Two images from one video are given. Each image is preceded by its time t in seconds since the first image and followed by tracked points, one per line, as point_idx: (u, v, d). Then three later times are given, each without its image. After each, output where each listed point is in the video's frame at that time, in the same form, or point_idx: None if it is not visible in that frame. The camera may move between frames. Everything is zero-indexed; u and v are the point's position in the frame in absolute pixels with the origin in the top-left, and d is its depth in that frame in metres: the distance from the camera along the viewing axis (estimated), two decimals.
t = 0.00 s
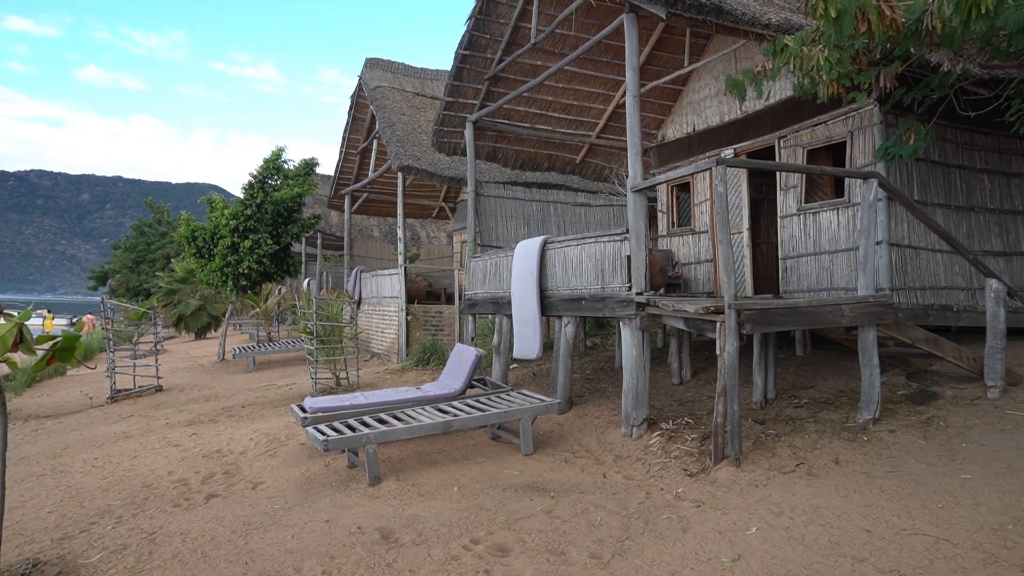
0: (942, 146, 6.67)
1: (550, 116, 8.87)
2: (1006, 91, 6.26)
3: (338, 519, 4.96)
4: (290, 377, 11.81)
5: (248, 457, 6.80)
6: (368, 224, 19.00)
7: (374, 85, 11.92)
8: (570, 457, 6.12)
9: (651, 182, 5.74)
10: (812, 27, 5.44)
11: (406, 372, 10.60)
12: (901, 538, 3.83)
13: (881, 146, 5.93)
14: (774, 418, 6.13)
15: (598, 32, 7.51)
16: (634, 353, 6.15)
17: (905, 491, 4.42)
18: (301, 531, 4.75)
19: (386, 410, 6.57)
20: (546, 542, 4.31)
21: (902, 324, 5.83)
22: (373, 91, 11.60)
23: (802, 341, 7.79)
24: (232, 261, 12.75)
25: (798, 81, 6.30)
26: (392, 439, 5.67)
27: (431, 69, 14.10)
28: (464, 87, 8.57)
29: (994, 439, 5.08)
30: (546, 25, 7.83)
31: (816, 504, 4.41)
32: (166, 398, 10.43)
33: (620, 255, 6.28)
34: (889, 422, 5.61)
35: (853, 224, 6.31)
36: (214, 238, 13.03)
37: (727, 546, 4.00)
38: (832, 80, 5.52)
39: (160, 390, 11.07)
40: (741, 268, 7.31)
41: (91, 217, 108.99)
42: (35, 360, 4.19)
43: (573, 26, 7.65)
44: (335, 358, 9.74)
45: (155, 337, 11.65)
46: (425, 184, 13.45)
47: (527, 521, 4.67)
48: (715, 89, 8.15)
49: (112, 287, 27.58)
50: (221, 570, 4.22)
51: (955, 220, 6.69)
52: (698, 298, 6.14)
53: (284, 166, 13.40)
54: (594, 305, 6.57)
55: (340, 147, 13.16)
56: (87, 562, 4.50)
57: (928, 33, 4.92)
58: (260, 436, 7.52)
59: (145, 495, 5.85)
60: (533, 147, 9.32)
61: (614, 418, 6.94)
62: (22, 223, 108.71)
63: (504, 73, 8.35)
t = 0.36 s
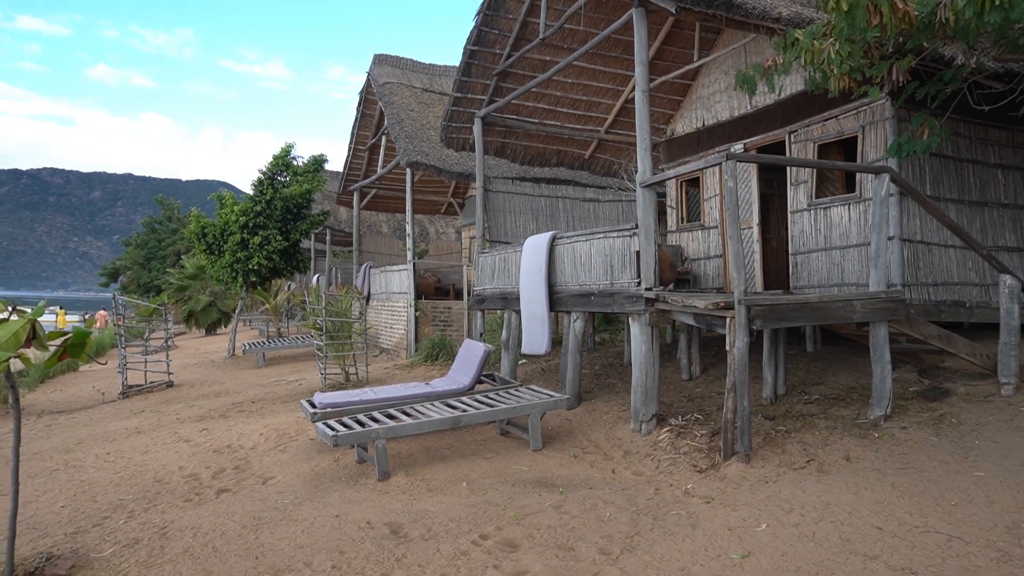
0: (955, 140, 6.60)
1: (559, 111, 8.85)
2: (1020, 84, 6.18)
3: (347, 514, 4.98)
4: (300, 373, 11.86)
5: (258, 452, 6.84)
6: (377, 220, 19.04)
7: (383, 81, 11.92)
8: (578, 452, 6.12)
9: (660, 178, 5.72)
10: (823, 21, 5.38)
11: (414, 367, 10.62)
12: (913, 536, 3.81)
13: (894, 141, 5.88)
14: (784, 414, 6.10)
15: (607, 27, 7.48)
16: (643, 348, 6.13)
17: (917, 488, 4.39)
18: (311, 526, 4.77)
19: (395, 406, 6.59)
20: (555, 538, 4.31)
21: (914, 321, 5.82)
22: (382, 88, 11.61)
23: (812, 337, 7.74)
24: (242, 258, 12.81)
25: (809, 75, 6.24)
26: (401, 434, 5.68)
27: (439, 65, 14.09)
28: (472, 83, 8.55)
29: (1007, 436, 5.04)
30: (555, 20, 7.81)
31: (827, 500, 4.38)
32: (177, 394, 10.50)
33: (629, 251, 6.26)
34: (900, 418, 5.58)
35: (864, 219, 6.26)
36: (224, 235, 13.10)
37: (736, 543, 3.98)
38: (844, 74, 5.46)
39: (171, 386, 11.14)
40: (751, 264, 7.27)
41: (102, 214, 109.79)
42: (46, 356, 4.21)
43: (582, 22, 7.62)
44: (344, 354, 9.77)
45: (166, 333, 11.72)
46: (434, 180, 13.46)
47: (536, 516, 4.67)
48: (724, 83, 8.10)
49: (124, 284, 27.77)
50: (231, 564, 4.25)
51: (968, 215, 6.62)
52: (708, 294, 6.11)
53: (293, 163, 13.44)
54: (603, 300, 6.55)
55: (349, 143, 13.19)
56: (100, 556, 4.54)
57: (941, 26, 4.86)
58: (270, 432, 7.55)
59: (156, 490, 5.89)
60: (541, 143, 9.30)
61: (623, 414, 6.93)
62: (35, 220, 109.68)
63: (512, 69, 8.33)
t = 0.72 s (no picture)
0: (957, 140, 6.59)
1: (561, 112, 8.85)
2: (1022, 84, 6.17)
3: (350, 515, 4.99)
4: (302, 374, 11.88)
5: (261, 453, 6.85)
6: (379, 221, 19.07)
7: (384, 82, 11.94)
8: (581, 453, 6.12)
9: (662, 178, 5.71)
10: (824, 21, 5.37)
11: (417, 368, 10.63)
12: (917, 536, 3.81)
13: (896, 140, 5.87)
14: (787, 414, 6.10)
15: (608, 28, 7.49)
16: (646, 349, 6.14)
17: (921, 488, 4.39)
18: (314, 527, 4.78)
19: (397, 407, 6.59)
20: (558, 539, 4.31)
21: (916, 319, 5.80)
22: (383, 89, 11.61)
23: (814, 337, 7.74)
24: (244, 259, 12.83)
25: (811, 74, 6.23)
26: (403, 435, 5.68)
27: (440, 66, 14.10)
28: (474, 84, 8.56)
29: (1011, 435, 5.03)
30: (556, 21, 7.82)
31: (830, 500, 4.39)
32: (180, 395, 10.52)
33: (630, 251, 6.26)
34: (904, 418, 5.57)
35: (867, 219, 6.26)
36: (226, 236, 13.12)
37: (739, 543, 3.98)
38: (845, 74, 5.46)
39: (173, 387, 11.16)
40: (753, 263, 7.27)
41: (104, 216, 109.91)
42: (50, 357, 4.23)
43: (583, 22, 7.64)
44: (346, 355, 9.79)
45: (169, 335, 11.74)
46: (436, 181, 13.47)
47: (539, 517, 4.67)
48: (725, 84, 8.10)
49: (126, 286, 27.80)
50: (235, 566, 4.26)
51: (970, 214, 6.62)
52: (710, 294, 6.11)
53: (295, 164, 13.46)
54: (605, 301, 6.55)
55: (351, 145, 13.20)
56: (103, 558, 4.55)
57: (943, 26, 4.85)
58: (272, 433, 7.57)
59: (159, 492, 5.90)
60: (543, 144, 9.31)
61: (625, 414, 6.93)
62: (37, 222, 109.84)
63: (514, 70, 8.33)
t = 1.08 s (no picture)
0: (982, 125, 6.48)
1: (577, 100, 8.80)
2: None
3: (368, 502, 5.04)
4: (320, 362, 11.99)
5: (281, 440, 6.94)
6: (395, 211, 19.13)
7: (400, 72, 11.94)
8: (598, 441, 6.14)
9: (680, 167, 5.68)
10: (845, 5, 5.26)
11: (434, 357, 10.69)
12: (937, 527, 3.79)
13: (918, 127, 5.77)
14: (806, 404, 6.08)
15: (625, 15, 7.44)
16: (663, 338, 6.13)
17: (942, 479, 4.36)
18: (333, 514, 4.84)
19: (414, 395, 6.64)
20: (575, 526, 4.33)
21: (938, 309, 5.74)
22: (400, 78, 11.61)
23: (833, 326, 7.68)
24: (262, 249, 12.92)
25: (831, 60, 6.14)
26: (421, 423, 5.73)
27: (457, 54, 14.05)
28: (490, 73, 8.53)
29: None
30: (572, 8, 7.76)
31: (849, 491, 4.37)
32: (200, 383, 10.66)
33: (648, 240, 6.25)
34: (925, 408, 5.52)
35: (887, 207, 6.19)
36: (244, 226, 13.23)
37: (757, 533, 3.98)
38: (867, 59, 5.37)
39: (193, 376, 11.31)
40: (771, 252, 7.23)
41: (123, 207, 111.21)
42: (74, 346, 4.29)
43: (600, 9, 7.60)
44: (364, 343, 9.86)
45: (189, 324, 11.88)
46: (452, 171, 13.48)
47: (556, 505, 4.69)
48: (744, 70, 8.02)
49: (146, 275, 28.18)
50: (256, 551, 4.32)
51: (994, 201, 6.52)
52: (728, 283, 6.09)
53: (312, 155, 13.53)
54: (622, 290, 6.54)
55: (367, 134, 13.23)
56: (128, 542, 4.64)
57: (967, 9, 4.74)
58: (292, 421, 7.66)
59: (181, 477, 6.00)
60: (560, 132, 9.28)
61: (642, 403, 6.94)
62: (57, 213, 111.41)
63: (530, 58, 8.29)
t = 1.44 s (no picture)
0: (1000, 124, 6.40)
1: (589, 98, 8.77)
2: None
3: (379, 499, 5.07)
4: (331, 360, 12.05)
5: (292, 437, 6.98)
6: (407, 209, 19.18)
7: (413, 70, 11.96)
8: (608, 440, 6.13)
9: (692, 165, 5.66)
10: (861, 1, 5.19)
11: (444, 355, 10.72)
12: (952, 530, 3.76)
13: (934, 125, 5.70)
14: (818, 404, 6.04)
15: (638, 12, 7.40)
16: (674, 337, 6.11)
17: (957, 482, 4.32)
18: (344, 510, 4.87)
19: (425, 392, 6.66)
20: (586, 525, 4.33)
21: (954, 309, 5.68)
22: (412, 77, 11.64)
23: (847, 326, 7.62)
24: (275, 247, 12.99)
25: (847, 58, 6.08)
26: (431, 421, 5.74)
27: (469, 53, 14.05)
28: (502, 71, 8.52)
29: None
30: (585, 6, 7.74)
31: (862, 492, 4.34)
32: (213, 380, 10.75)
33: (660, 238, 6.22)
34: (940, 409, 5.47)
35: (902, 206, 6.13)
36: (257, 223, 13.31)
37: (769, 534, 3.97)
38: (883, 57, 5.32)
39: (206, 372, 11.42)
40: (784, 251, 7.17)
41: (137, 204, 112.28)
42: (90, 342, 4.32)
43: (613, 7, 7.58)
44: (375, 341, 9.90)
45: (202, 320, 11.98)
46: (463, 169, 13.49)
47: (566, 504, 4.70)
48: (758, 68, 7.97)
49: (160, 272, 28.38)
50: (268, 546, 4.36)
51: (1012, 200, 6.44)
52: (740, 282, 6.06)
53: (324, 153, 13.59)
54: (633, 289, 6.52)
55: (379, 133, 13.26)
56: (142, 537, 4.69)
57: (987, 5, 4.67)
58: (304, 417, 7.70)
59: (194, 473, 6.06)
60: (571, 131, 9.26)
61: (653, 402, 6.93)
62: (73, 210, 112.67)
63: (542, 56, 8.27)
